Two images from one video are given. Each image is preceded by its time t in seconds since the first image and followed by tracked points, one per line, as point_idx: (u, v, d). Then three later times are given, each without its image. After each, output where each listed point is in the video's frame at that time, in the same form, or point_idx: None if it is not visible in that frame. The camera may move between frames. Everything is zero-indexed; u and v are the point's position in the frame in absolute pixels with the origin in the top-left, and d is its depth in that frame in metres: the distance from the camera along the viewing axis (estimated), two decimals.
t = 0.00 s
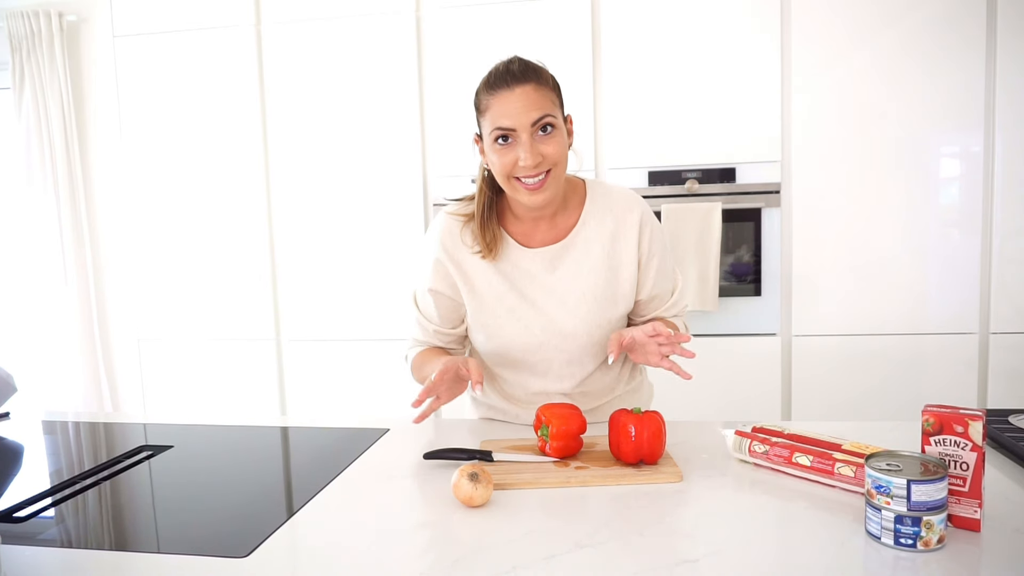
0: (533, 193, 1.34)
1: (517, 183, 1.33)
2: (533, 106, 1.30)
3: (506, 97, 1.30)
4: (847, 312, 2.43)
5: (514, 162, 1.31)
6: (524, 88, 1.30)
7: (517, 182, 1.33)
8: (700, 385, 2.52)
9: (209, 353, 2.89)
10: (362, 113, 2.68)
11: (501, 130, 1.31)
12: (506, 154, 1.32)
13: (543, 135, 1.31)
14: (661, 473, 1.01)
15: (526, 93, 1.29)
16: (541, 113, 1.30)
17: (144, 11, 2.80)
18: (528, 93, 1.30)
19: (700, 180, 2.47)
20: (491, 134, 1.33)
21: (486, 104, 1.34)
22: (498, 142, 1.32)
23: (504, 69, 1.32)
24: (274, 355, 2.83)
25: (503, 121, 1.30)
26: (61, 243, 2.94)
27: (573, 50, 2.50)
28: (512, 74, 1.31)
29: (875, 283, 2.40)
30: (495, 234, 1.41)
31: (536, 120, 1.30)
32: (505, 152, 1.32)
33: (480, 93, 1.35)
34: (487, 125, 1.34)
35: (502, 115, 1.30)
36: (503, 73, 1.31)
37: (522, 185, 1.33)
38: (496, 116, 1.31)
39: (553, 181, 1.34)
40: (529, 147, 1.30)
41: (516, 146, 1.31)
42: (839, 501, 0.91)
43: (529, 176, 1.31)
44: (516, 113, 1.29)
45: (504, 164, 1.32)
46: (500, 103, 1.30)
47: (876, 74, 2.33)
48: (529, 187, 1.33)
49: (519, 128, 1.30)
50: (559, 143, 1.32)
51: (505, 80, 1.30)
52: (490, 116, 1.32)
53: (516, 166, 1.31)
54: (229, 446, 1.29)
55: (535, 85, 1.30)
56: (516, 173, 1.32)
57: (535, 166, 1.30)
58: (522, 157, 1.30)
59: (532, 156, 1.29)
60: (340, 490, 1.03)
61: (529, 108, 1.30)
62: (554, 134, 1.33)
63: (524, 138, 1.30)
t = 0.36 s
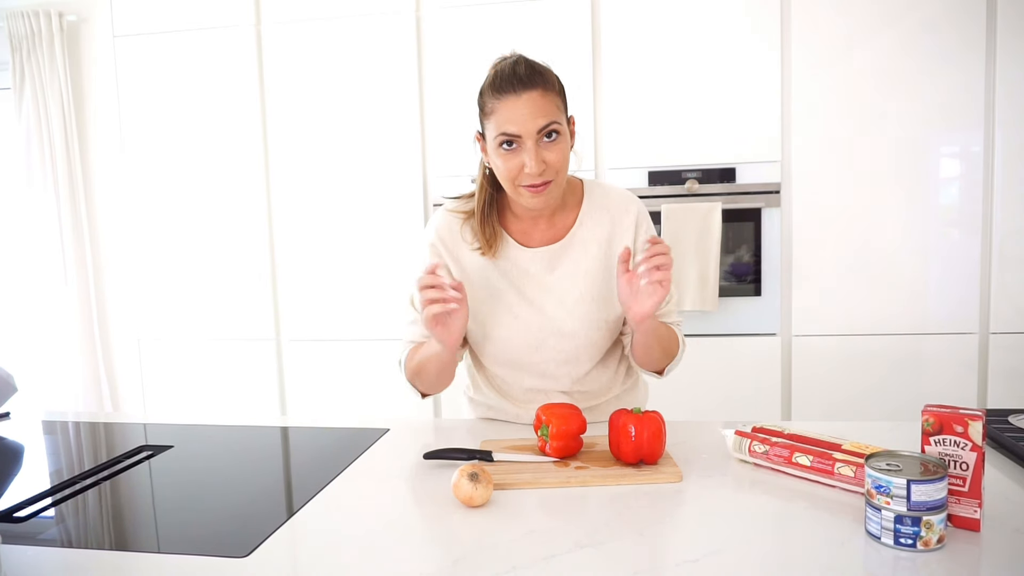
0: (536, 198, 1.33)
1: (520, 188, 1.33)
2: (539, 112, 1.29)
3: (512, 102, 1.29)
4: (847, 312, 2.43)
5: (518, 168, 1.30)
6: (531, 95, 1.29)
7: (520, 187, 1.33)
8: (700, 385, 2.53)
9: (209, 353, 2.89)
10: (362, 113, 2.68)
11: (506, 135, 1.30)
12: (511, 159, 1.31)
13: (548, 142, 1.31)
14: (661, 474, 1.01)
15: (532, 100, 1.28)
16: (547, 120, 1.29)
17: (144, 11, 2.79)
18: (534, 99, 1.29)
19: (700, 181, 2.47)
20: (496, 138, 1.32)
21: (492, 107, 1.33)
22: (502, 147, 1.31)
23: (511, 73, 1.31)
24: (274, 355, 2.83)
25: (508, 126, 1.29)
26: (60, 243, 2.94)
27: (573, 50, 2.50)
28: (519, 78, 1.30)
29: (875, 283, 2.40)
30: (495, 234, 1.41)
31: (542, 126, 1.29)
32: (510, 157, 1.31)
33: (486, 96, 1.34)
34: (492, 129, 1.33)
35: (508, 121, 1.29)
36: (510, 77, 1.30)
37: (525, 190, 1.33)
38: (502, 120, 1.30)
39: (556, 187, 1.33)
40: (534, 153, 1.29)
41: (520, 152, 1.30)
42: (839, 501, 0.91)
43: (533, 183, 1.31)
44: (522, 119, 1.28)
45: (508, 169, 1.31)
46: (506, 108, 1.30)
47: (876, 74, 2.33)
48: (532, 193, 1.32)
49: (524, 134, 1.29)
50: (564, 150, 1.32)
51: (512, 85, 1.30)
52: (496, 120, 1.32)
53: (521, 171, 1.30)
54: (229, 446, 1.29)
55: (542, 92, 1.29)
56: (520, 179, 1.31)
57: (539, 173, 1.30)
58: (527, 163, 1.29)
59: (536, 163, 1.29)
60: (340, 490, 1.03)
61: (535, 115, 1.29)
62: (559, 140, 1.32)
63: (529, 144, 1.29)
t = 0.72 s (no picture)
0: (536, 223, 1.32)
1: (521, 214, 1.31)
2: (544, 152, 1.23)
3: (517, 140, 1.22)
4: (847, 312, 2.43)
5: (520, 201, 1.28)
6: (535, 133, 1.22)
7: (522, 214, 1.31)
8: (699, 384, 2.53)
9: (208, 353, 2.89)
10: (362, 113, 2.68)
11: (510, 172, 1.25)
12: (513, 192, 1.27)
13: (552, 179, 1.27)
14: (661, 474, 1.01)
15: (538, 140, 1.22)
16: (553, 158, 1.24)
17: (144, 11, 2.79)
18: (540, 138, 1.23)
19: (700, 180, 2.47)
20: (496, 171, 1.27)
21: (495, 137, 1.26)
22: (504, 180, 1.27)
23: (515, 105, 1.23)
24: (274, 355, 2.83)
25: (512, 164, 1.24)
26: (61, 243, 2.94)
27: (573, 50, 2.50)
28: (522, 114, 1.23)
29: (875, 283, 2.40)
30: (493, 241, 1.40)
31: (547, 166, 1.24)
32: (512, 191, 1.27)
33: (488, 124, 1.26)
34: (494, 161, 1.27)
35: (512, 158, 1.23)
36: (514, 111, 1.23)
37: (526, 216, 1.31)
38: (505, 156, 1.24)
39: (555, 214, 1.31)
40: (537, 191, 1.25)
41: (523, 187, 1.26)
42: (839, 501, 0.91)
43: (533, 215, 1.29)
44: (526, 159, 1.23)
45: (510, 200, 1.29)
46: (510, 146, 1.23)
47: (876, 74, 2.33)
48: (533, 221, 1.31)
49: (528, 174, 1.24)
50: (565, 182, 1.28)
51: (518, 120, 1.23)
52: (499, 154, 1.25)
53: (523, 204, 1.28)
54: (229, 445, 1.29)
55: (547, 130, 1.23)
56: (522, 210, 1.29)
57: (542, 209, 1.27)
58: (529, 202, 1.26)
59: (539, 202, 1.26)
60: (340, 490, 1.03)
61: (541, 153, 1.23)
62: (562, 174, 1.28)
63: (533, 183, 1.25)
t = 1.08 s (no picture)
0: (563, 210, 1.34)
1: (549, 202, 1.32)
2: (570, 132, 1.27)
3: (548, 124, 1.25)
4: (846, 312, 2.43)
5: (553, 187, 1.29)
6: (562, 115, 1.27)
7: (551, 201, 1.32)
8: (699, 385, 2.53)
9: (208, 353, 2.89)
10: (362, 113, 2.68)
11: (544, 159, 1.26)
12: (546, 180, 1.29)
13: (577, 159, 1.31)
14: (661, 473, 1.01)
15: (565, 122, 1.26)
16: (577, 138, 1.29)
17: (143, 11, 2.79)
18: (566, 120, 1.27)
19: (700, 180, 2.47)
20: (528, 162, 1.27)
21: (520, 128, 1.27)
22: (537, 169, 1.28)
23: (535, 93, 1.26)
24: (274, 355, 2.83)
25: (546, 149, 1.26)
26: (61, 243, 2.94)
27: (573, 50, 2.50)
28: (544, 101, 1.26)
29: (875, 283, 2.40)
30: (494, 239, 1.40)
31: (575, 146, 1.28)
32: (545, 178, 1.29)
33: (511, 118, 1.28)
34: (521, 152, 1.27)
35: (546, 143, 1.25)
36: (536, 99, 1.26)
37: (554, 204, 1.33)
38: (538, 142, 1.26)
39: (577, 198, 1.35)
40: (570, 171, 1.28)
41: (554, 172, 1.29)
42: (839, 501, 0.91)
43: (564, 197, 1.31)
44: (560, 141, 1.26)
45: (542, 189, 1.30)
46: (543, 132, 1.25)
47: (876, 74, 2.33)
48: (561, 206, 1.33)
49: (562, 156, 1.27)
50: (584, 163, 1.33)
51: (542, 106, 1.25)
52: (529, 143, 1.26)
53: (556, 189, 1.29)
54: (229, 445, 1.29)
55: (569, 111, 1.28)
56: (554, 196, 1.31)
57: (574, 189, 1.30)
58: (565, 182, 1.28)
59: (575, 182, 1.29)
60: (340, 490, 1.03)
61: (568, 134, 1.27)
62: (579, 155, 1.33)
63: (567, 164, 1.28)
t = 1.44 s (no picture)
0: (561, 208, 1.33)
1: (546, 199, 1.31)
2: (570, 127, 1.27)
3: (548, 116, 1.26)
4: (846, 312, 2.43)
5: (551, 182, 1.29)
6: (562, 109, 1.27)
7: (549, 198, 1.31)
8: (699, 385, 2.53)
9: (208, 354, 2.89)
10: (362, 113, 2.68)
11: (542, 152, 1.27)
12: (543, 174, 1.28)
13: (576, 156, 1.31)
14: (661, 473, 1.01)
15: (565, 116, 1.26)
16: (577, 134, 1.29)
17: (143, 11, 2.79)
18: (565, 114, 1.27)
19: (700, 180, 2.47)
20: (526, 155, 1.28)
21: (519, 120, 1.28)
22: (534, 162, 1.28)
23: (536, 86, 1.27)
24: (274, 355, 2.83)
25: (545, 142, 1.26)
26: (61, 242, 2.94)
27: (573, 50, 2.50)
28: (545, 94, 1.26)
29: (874, 283, 2.40)
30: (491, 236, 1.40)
31: (575, 141, 1.28)
32: (543, 173, 1.28)
33: (511, 110, 1.28)
34: (520, 145, 1.28)
35: (545, 136, 1.25)
36: (537, 92, 1.26)
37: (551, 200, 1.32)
38: (537, 134, 1.26)
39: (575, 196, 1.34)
40: (568, 167, 1.28)
41: (552, 167, 1.29)
42: (839, 501, 0.91)
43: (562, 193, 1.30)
44: (559, 134, 1.26)
45: (539, 184, 1.29)
46: (542, 124, 1.26)
47: (876, 74, 2.33)
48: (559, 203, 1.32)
49: (560, 150, 1.27)
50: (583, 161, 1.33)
51: (543, 99, 1.26)
52: (528, 136, 1.27)
53: (554, 185, 1.29)
54: (229, 445, 1.29)
55: (570, 106, 1.29)
56: (551, 192, 1.30)
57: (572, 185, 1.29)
58: (562, 177, 1.28)
59: (572, 177, 1.28)
60: (340, 490, 1.03)
61: (567, 129, 1.27)
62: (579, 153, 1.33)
63: (564, 159, 1.28)
